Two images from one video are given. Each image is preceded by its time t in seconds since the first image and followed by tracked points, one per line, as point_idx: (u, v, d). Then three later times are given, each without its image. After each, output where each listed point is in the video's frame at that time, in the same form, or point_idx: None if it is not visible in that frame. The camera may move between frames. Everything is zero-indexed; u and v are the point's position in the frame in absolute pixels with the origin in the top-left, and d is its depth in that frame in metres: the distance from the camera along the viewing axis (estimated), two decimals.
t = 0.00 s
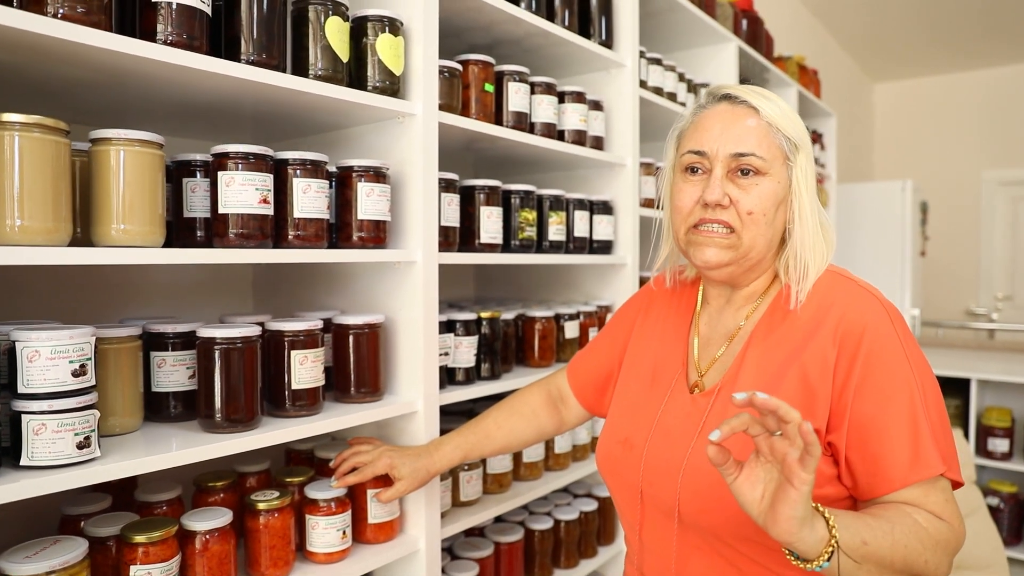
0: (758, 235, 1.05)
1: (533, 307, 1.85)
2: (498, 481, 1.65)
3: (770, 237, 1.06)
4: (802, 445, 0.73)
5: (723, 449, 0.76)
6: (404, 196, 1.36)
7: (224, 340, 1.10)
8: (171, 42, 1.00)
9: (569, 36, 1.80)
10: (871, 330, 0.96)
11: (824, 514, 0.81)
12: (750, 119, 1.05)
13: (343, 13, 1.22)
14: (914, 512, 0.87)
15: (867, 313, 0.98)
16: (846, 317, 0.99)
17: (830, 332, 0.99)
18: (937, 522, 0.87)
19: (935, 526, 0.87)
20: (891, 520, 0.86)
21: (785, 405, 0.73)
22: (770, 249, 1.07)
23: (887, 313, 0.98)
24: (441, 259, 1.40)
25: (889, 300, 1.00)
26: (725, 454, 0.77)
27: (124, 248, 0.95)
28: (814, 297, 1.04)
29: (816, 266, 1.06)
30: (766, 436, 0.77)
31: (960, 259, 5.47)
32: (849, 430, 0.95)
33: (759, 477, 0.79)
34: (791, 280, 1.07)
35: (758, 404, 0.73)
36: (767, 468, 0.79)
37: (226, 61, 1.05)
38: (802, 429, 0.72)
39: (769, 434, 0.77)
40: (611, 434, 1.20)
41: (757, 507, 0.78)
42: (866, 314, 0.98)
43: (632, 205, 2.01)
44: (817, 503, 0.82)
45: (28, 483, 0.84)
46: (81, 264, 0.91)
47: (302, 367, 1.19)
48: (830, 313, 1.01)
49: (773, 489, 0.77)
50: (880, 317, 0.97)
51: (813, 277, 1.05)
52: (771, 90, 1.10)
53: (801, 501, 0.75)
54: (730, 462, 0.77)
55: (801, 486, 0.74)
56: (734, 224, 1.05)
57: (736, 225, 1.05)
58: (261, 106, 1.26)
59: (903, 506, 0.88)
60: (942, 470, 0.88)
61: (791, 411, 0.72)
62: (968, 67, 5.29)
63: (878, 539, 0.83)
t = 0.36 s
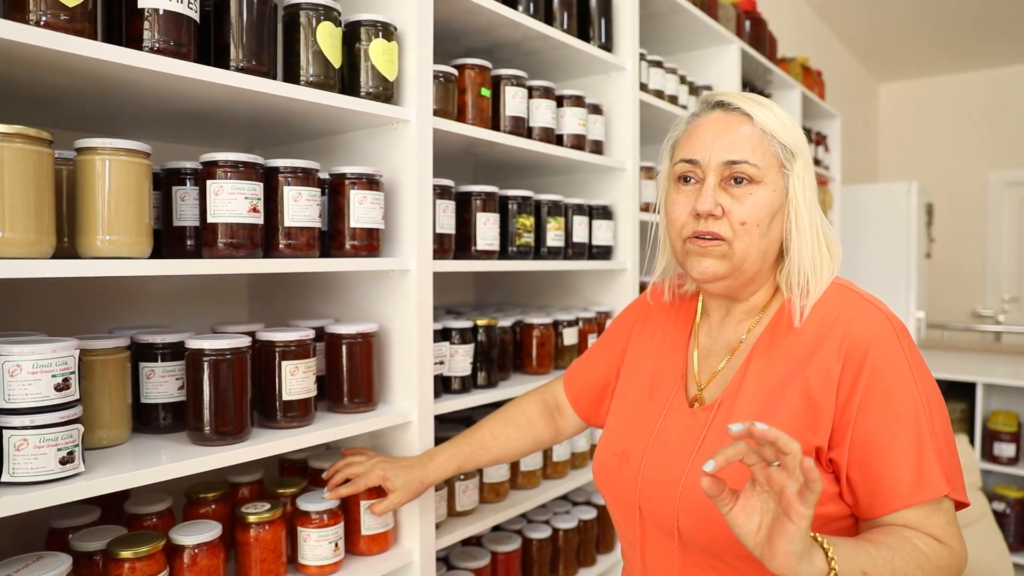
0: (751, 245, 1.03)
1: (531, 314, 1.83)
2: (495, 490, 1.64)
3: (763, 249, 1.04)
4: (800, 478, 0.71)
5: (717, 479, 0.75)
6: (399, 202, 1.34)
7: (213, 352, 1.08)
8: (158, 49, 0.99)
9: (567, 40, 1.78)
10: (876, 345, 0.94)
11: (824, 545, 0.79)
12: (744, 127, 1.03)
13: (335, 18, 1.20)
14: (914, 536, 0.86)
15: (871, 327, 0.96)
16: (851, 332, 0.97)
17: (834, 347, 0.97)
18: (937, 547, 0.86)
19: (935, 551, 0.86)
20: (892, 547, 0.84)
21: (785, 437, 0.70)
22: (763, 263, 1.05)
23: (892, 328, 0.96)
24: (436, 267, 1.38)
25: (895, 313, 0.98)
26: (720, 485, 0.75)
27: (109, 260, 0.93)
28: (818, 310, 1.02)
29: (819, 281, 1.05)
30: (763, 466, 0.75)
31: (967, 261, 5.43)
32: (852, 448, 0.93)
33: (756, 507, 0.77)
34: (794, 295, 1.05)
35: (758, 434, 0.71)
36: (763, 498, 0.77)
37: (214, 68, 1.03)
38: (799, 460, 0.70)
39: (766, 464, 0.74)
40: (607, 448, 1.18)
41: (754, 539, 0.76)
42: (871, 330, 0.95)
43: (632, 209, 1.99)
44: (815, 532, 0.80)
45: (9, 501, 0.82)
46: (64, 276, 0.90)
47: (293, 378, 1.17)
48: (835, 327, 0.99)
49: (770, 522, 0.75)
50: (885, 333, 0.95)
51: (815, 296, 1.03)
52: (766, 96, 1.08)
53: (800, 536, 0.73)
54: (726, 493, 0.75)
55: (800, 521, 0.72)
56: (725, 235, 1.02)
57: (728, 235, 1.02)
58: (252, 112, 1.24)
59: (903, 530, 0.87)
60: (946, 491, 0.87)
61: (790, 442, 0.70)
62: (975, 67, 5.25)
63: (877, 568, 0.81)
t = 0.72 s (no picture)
0: (754, 251, 1.01)
1: (529, 320, 1.82)
2: (492, 498, 1.62)
3: (766, 255, 1.02)
4: (792, 507, 0.71)
5: (707, 507, 0.74)
6: (395, 209, 1.33)
7: (205, 361, 1.07)
8: (148, 55, 0.97)
9: (566, 43, 1.77)
10: (878, 357, 0.92)
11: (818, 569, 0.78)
12: (746, 133, 1.02)
13: (329, 22, 1.19)
14: (917, 556, 0.85)
15: (874, 339, 0.94)
16: (852, 344, 0.95)
17: (836, 358, 0.96)
18: (941, 565, 0.85)
19: (938, 570, 0.85)
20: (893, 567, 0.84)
21: (776, 465, 0.71)
22: (767, 270, 1.04)
23: (895, 339, 0.94)
24: (433, 274, 1.37)
25: (898, 324, 0.96)
26: (712, 512, 0.75)
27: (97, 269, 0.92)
28: (820, 320, 1.01)
29: (818, 283, 1.03)
30: (756, 494, 0.75)
31: (969, 262, 5.40)
32: (854, 463, 0.92)
33: (750, 534, 0.77)
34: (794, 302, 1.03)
35: (747, 462, 0.71)
36: (757, 525, 0.77)
37: (205, 75, 1.02)
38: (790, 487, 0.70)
39: (759, 491, 0.74)
40: (605, 460, 1.16)
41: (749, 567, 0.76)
42: (873, 340, 0.94)
43: (631, 214, 1.97)
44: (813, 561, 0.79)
45: None
46: (51, 287, 0.88)
47: (287, 388, 1.15)
48: (836, 337, 0.97)
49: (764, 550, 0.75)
50: (887, 343, 0.93)
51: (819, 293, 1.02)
52: (767, 103, 1.06)
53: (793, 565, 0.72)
54: (718, 521, 0.75)
55: (793, 551, 0.71)
56: (729, 242, 1.01)
57: (730, 243, 1.01)
58: (247, 117, 1.23)
59: (905, 549, 0.86)
60: (951, 508, 0.85)
61: (782, 470, 0.70)
62: (977, 68, 5.23)
63: None
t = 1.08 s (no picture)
0: (775, 259, 1.02)
1: (533, 326, 1.81)
2: (497, 506, 1.62)
3: (784, 263, 1.03)
4: (809, 525, 0.73)
5: (722, 523, 0.75)
6: (400, 218, 1.32)
7: (211, 373, 1.06)
8: (154, 66, 0.97)
9: (569, 49, 1.76)
10: (891, 370, 0.92)
11: None
12: (751, 142, 1.02)
13: (334, 31, 1.19)
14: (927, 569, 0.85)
15: (886, 351, 0.94)
16: (864, 357, 0.95)
17: (848, 370, 0.95)
18: None
19: None
20: None
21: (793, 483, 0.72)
22: (784, 278, 1.04)
23: (908, 351, 0.94)
24: (438, 283, 1.37)
25: (911, 336, 0.96)
26: (726, 528, 0.76)
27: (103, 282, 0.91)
28: (834, 331, 1.01)
29: (831, 290, 1.03)
30: (770, 511, 0.76)
31: (970, 264, 5.40)
32: (866, 476, 0.91)
33: (764, 551, 0.78)
34: (813, 306, 1.04)
35: (764, 480, 0.71)
36: (772, 543, 0.78)
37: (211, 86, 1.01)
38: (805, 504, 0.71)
39: (773, 508, 0.76)
40: (613, 471, 1.16)
41: None
42: (885, 353, 0.93)
43: (635, 219, 1.97)
44: None
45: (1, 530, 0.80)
46: (57, 300, 0.88)
47: (292, 398, 1.15)
48: (849, 349, 0.97)
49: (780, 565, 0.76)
50: (900, 356, 0.93)
51: (834, 301, 1.02)
52: (765, 110, 1.07)
53: None
54: (732, 537, 0.76)
55: (809, 569, 0.73)
56: (747, 254, 1.01)
57: (750, 254, 1.00)
58: (252, 126, 1.23)
59: (915, 562, 0.86)
60: (964, 521, 0.85)
61: (798, 488, 0.71)
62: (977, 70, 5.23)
63: None
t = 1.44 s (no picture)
0: (778, 288, 1.03)
1: (537, 331, 1.81)
2: (502, 511, 1.62)
3: (789, 286, 1.04)
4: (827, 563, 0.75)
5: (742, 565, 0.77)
6: (407, 225, 1.32)
7: (220, 382, 1.06)
8: (164, 75, 0.96)
9: (574, 54, 1.77)
10: (898, 375, 0.92)
11: None
12: (749, 171, 1.00)
13: (343, 39, 1.19)
14: None
15: (892, 357, 0.94)
16: (872, 362, 0.95)
17: (855, 376, 0.96)
18: None
19: None
20: None
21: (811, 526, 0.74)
22: (789, 298, 1.05)
23: (914, 356, 0.94)
24: (444, 289, 1.37)
25: (917, 342, 0.96)
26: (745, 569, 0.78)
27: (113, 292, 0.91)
28: (842, 336, 1.01)
29: (835, 294, 1.04)
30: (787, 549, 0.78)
31: (966, 266, 5.43)
32: (875, 481, 0.92)
33: None
34: (817, 312, 1.04)
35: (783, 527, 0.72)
36: None
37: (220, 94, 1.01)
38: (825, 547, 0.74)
39: (791, 547, 0.77)
40: (623, 479, 1.17)
41: None
42: (892, 358, 0.94)
43: (638, 224, 1.97)
44: None
45: (15, 541, 0.80)
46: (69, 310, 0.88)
47: (301, 406, 1.15)
48: (855, 355, 0.98)
49: None
50: (906, 361, 0.93)
51: (840, 308, 1.03)
52: (760, 126, 1.05)
53: None
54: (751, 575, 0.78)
55: None
56: (750, 283, 1.02)
57: (753, 284, 1.02)
58: (259, 133, 1.23)
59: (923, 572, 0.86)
60: (973, 524, 0.85)
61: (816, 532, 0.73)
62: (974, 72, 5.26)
63: None
